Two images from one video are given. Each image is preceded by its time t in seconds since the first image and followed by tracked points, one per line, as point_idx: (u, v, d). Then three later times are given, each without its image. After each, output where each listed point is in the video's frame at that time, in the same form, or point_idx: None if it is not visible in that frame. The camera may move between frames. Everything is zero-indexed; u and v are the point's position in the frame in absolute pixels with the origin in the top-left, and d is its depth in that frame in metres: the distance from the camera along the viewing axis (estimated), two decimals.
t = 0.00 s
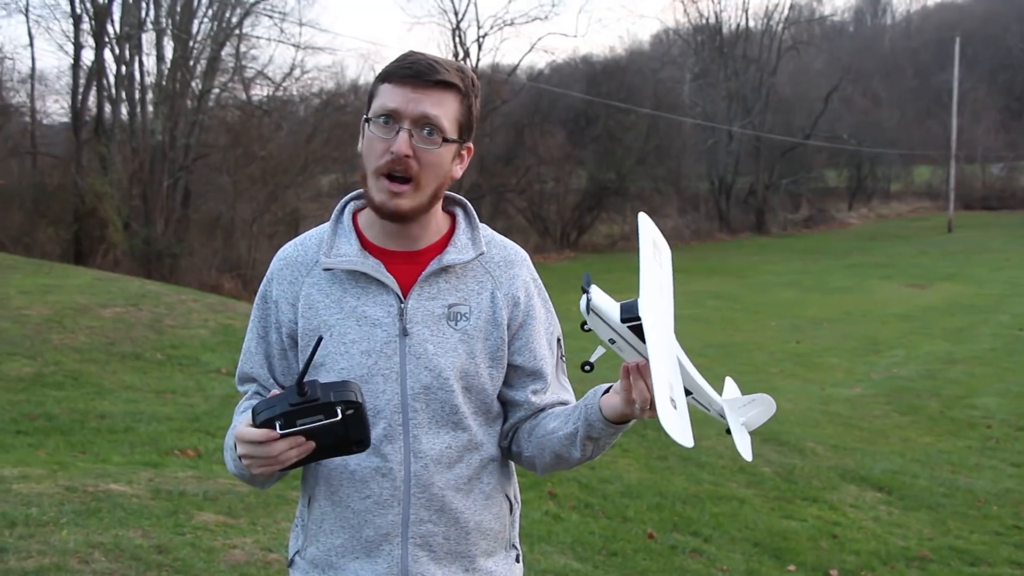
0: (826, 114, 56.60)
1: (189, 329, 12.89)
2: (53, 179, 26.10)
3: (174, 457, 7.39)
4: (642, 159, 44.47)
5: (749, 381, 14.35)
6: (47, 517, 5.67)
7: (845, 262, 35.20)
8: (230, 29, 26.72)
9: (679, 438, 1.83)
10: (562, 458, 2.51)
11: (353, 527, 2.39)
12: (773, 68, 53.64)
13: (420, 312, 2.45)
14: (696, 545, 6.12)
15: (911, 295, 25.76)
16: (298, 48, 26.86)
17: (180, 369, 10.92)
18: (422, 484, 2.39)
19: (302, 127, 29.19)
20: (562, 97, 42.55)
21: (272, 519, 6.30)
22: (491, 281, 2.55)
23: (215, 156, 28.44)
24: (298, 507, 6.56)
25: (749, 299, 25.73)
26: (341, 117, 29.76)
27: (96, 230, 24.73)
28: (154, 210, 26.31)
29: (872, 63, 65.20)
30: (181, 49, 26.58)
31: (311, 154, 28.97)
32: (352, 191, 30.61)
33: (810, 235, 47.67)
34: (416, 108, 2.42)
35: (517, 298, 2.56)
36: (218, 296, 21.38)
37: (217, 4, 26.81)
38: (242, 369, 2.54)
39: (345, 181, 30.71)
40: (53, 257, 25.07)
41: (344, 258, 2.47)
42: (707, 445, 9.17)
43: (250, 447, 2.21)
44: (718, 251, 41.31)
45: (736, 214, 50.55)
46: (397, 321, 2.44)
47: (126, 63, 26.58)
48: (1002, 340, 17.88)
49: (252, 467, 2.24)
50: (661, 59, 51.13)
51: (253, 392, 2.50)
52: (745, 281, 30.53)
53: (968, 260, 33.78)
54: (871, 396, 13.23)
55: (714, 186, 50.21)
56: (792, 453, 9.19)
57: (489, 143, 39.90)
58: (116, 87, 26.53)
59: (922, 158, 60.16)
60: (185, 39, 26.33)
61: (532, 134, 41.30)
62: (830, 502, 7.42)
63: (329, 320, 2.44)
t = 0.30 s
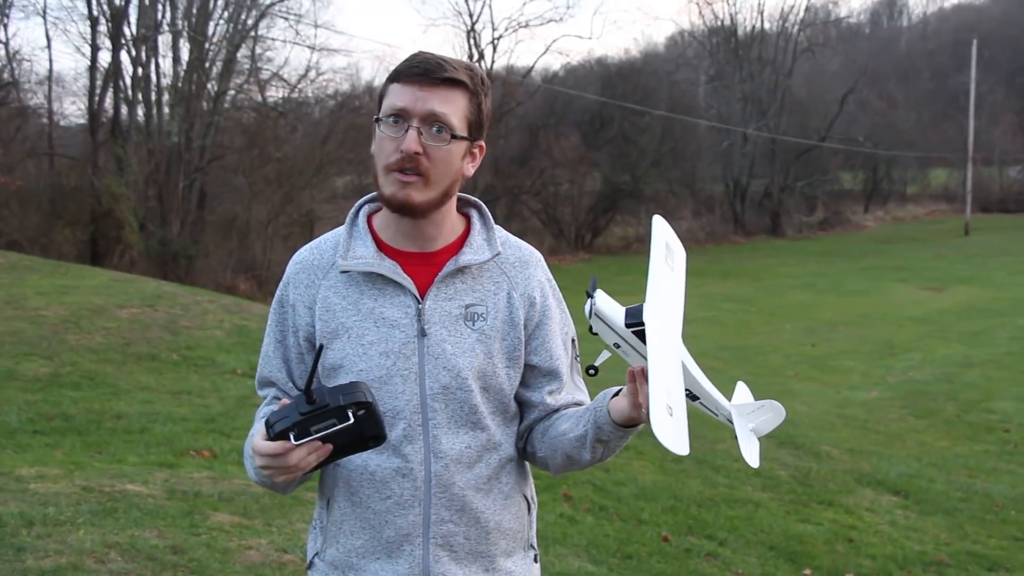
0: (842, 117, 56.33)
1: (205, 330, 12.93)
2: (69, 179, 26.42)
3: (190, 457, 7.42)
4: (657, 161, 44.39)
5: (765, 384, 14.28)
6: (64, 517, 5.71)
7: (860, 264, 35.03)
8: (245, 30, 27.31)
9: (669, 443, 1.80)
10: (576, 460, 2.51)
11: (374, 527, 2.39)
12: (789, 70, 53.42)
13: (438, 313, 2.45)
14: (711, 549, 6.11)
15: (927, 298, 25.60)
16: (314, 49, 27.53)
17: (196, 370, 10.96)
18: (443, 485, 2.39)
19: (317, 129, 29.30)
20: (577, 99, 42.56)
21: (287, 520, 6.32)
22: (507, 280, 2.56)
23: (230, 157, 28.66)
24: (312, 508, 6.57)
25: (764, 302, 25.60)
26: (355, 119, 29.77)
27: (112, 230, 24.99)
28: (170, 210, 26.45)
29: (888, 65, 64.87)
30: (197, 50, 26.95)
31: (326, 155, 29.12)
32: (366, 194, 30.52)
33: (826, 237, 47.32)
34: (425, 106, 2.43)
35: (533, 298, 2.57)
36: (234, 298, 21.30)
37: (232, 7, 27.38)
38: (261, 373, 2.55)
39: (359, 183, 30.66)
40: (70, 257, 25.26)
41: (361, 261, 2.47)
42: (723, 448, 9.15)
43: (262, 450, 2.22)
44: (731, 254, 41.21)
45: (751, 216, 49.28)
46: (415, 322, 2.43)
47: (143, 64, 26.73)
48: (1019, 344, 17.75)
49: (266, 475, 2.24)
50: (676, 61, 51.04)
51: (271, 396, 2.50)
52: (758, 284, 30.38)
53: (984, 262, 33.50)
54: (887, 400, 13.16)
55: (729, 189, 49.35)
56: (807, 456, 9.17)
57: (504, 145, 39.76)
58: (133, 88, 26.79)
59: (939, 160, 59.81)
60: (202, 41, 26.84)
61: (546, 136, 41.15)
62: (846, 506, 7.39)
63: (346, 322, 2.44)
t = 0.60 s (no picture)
0: (858, 118, 56.36)
1: (220, 331, 12.96)
2: (85, 181, 27.26)
3: (204, 459, 7.43)
4: (671, 163, 44.50)
5: (779, 386, 14.25)
6: (79, 517, 5.72)
7: (872, 266, 34.96)
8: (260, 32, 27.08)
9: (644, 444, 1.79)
10: (586, 460, 2.45)
11: (389, 529, 2.39)
12: (805, 71, 53.46)
13: (452, 314, 2.45)
14: (725, 551, 6.09)
15: (942, 300, 25.49)
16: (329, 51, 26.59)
17: (212, 371, 10.99)
18: (458, 485, 2.38)
19: (333, 130, 29.08)
20: (593, 100, 42.64)
21: (301, 521, 6.32)
22: (521, 281, 2.54)
23: (246, 158, 28.63)
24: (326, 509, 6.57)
25: (779, 303, 25.55)
26: (371, 120, 29.72)
27: (127, 232, 25.23)
28: (185, 211, 26.33)
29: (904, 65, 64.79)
30: (213, 52, 26.82)
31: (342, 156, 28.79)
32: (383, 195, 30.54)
33: (841, 239, 47.24)
34: (438, 98, 2.46)
35: (547, 298, 2.56)
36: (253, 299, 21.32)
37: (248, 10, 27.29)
38: (278, 377, 2.57)
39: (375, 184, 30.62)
40: (87, 259, 25.65)
41: (375, 263, 2.47)
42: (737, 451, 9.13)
43: (269, 450, 2.21)
44: (742, 256, 41.15)
45: (766, 218, 50.39)
46: (430, 323, 2.43)
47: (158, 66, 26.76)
48: None
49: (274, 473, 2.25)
50: (692, 63, 51.15)
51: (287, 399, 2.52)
52: (771, 286, 30.32)
53: (996, 265, 33.41)
54: (902, 402, 13.11)
55: (744, 190, 49.99)
56: (822, 458, 9.16)
57: (520, 146, 39.78)
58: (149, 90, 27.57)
59: (955, 162, 59.61)
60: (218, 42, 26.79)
61: (562, 138, 41.04)
62: (861, 508, 7.37)
63: (362, 324, 2.44)
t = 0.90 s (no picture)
0: (874, 118, 56.18)
1: (236, 330, 13.03)
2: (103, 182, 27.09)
3: (222, 457, 7.46)
4: (686, 163, 44.83)
5: (795, 386, 14.21)
6: (97, 514, 5.77)
7: (884, 266, 34.83)
8: (276, 33, 27.67)
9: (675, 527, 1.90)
10: (601, 462, 2.48)
11: (408, 527, 2.40)
12: (821, 70, 53.14)
13: (468, 312, 2.45)
14: (739, 551, 6.10)
15: (959, 301, 25.37)
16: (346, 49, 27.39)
17: (228, 370, 11.04)
18: (476, 484, 2.39)
19: (349, 131, 29.16)
20: (608, 100, 42.92)
21: (316, 519, 6.35)
22: (534, 280, 2.56)
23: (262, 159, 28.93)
24: (340, 507, 6.60)
25: (794, 304, 25.44)
26: (387, 121, 29.62)
27: (144, 232, 25.22)
28: (201, 211, 26.90)
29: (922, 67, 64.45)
30: (230, 53, 27.40)
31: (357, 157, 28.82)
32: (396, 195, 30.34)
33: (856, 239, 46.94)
34: (457, 96, 2.44)
35: (562, 296, 2.58)
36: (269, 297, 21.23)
37: (264, 11, 27.81)
38: (282, 370, 2.57)
39: (390, 184, 30.40)
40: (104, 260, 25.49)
41: (390, 262, 2.48)
42: (752, 451, 9.13)
43: (289, 437, 2.23)
44: (755, 256, 41.04)
45: (782, 218, 50.02)
46: (445, 322, 2.44)
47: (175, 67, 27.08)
48: None
49: (279, 454, 2.25)
50: (707, 62, 51.01)
51: (292, 392, 2.53)
52: (784, 285, 30.21)
53: (1009, 265, 33.15)
54: (917, 403, 13.08)
55: (759, 190, 50.04)
56: (837, 458, 9.16)
57: (535, 146, 39.61)
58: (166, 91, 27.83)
59: (972, 163, 59.23)
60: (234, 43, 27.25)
61: (576, 138, 40.89)
62: (875, 508, 7.37)
63: (376, 323, 2.44)
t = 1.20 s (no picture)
0: (845, 128, 57.50)
1: (274, 317, 13.82)
2: (156, 185, 28.71)
3: (262, 430, 8.28)
4: (678, 168, 45.54)
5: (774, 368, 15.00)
6: (154, 481, 6.52)
7: (863, 259, 35.91)
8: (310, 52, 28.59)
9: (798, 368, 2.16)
10: (626, 411, 2.81)
11: (433, 493, 2.80)
12: (798, 86, 54.26)
13: (480, 300, 2.84)
14: (723, 514, 6.84)
15: (920, 292, 26.24)
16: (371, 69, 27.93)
17: (269, 353, 11.88)
18: (492, 452, 2.78)
19: (373, 139, 29.81)
20: (607, 112, 43.56)
21: (347, 486, 7.10)
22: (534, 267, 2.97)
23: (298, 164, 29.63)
24: (368, 476, 7.38)
25: (774, 294, 26.24)
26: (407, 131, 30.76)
27: (193, 230, 26.99)
28: (244, 211, 27.90)
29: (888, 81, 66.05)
30: (268, 70, 28.39)
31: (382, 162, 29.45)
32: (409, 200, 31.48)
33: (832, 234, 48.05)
34: (482, 115, 2.78)
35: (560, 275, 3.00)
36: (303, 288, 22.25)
37: (300, 31, 28.74)
38: (314, 357, 2.99)
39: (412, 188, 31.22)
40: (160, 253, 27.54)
41: (409, 256, 2.88)
42: (735, 425, 9.89)
43: (335, 420, 2.61)
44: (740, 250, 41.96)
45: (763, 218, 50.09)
46: (461, 309, 2.83)
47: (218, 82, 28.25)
48: (1002, 333, 18.43)
49: (326, 435, 2.64)
50: (696, 77, 52.17)
51: (321, 378, 2.97)
52: (772, 276, 31.10)
53: (977, 259, 34.14)
54: (883, 382, 13.87)
55: (742, 193, 50.60)
56: (809, 432, 9.93)
57: (541, 154, 40.76)
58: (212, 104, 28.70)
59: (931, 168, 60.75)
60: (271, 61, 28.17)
61: (580, 145, 42.19)
62: (844, 476, 8.18)
63: (399, 313, 2.85)
